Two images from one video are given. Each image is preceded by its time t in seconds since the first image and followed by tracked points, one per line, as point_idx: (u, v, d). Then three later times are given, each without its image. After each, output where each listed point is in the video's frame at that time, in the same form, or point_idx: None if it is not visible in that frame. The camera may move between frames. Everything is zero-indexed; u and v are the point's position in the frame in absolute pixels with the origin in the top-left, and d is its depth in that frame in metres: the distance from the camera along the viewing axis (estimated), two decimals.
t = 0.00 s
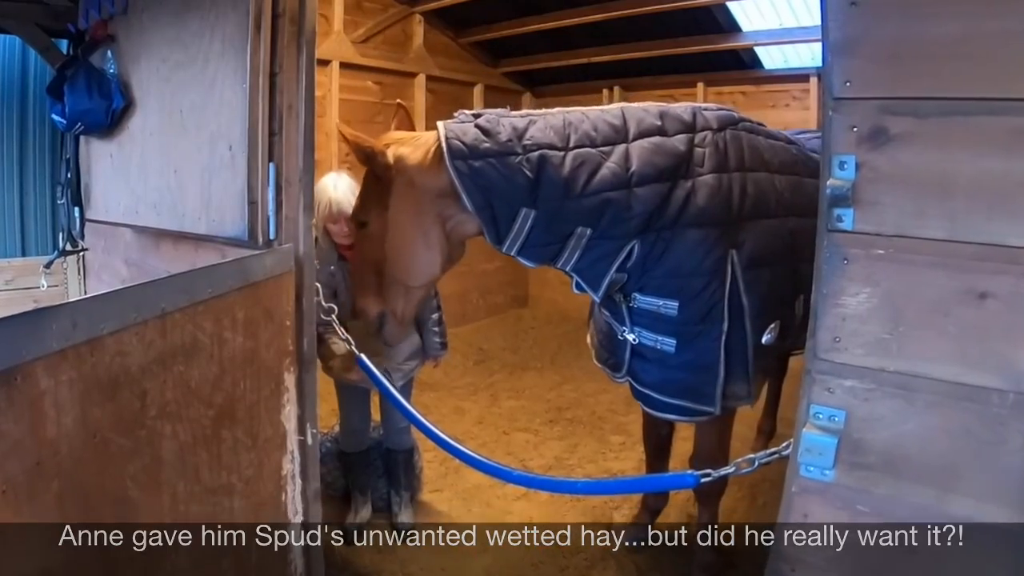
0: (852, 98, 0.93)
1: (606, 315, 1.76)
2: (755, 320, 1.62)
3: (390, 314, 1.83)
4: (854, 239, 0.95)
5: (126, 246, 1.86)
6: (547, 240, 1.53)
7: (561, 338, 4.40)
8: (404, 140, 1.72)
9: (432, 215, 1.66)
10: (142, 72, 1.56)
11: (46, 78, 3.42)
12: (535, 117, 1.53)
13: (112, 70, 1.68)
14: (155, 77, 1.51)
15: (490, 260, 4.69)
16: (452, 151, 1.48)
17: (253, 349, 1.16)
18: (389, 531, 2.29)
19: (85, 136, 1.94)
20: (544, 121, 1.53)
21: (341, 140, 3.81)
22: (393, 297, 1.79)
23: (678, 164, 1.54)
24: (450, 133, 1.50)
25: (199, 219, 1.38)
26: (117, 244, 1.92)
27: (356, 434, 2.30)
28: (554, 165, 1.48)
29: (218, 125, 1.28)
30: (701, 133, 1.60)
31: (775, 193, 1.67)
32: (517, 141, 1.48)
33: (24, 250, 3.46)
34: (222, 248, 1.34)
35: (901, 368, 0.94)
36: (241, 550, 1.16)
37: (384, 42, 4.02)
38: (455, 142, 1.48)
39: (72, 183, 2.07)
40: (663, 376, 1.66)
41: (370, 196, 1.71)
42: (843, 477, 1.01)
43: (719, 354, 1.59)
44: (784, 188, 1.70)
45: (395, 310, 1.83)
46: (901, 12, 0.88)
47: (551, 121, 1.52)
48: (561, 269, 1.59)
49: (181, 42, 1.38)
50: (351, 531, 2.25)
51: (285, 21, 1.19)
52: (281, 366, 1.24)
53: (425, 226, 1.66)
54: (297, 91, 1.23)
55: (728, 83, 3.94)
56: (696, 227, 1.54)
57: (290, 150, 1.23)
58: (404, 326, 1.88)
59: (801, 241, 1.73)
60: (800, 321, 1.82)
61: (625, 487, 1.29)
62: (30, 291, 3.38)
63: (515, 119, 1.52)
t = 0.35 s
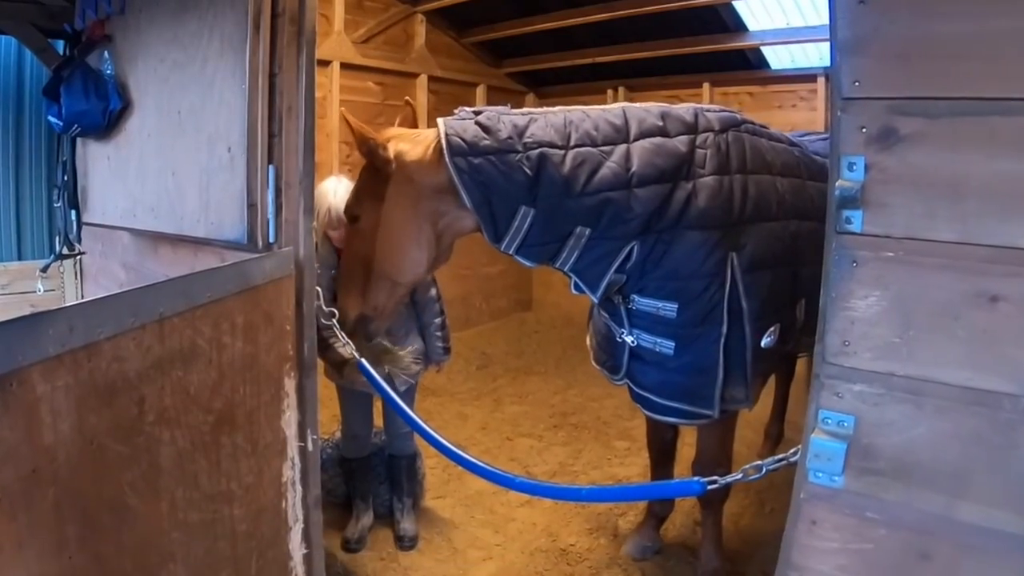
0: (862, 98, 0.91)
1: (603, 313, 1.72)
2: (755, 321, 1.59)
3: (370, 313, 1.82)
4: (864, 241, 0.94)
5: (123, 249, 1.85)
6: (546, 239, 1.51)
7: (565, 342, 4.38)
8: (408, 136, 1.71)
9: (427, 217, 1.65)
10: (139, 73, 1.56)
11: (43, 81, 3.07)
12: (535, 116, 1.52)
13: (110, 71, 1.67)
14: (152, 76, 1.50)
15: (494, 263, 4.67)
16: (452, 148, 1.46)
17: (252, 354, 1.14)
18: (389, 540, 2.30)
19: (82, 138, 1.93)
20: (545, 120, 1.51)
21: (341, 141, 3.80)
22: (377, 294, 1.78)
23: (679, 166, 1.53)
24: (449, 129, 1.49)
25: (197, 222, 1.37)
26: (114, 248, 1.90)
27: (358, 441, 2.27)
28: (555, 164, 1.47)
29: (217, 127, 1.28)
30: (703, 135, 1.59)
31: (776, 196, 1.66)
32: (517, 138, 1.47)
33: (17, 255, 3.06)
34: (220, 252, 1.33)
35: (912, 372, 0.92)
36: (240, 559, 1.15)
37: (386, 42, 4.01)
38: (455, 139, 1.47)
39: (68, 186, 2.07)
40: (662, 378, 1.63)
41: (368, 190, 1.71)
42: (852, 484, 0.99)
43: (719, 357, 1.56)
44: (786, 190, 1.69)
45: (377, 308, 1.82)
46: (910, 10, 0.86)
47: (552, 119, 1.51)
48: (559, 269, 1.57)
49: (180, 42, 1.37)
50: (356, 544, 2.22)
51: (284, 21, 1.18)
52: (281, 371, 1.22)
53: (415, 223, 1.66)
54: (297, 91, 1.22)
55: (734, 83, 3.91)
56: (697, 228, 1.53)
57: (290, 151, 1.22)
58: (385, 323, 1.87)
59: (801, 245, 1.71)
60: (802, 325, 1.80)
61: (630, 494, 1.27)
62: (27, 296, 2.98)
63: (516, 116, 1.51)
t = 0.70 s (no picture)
0: (871, 97, 0.89)
1: (604, 318, 1.71)
2: (758, 325, 1.57)
3: (384, 309, 1.78)
4: (872, 243, 0.92)
5: (119, 254, 1.84)
6: (545, 237, 1.48)
7: (570, 347, 4.35)
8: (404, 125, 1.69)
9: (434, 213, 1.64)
10: (135, 74, 1.55)
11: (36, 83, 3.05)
12: (535, 112, 1.49)
13: (104, 73, 1.67)
14: (148, 78, 1.49)
15: (497, 267, 4.65)
16: (451, 144, 1.42)
17: (250, 360, 1.12)
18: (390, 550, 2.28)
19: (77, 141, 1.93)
20: (547, 116, 1.48)
21: (341, 144, 3.79)
22: (388, 290, 1.75)
23: (680, 167, 1.51)
24: (448, 125, 1.45)
25: (195, 226, 1.35)
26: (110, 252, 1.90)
27: (360, 450, 2.26)
28: (555, 162, 1.44)
29: (214, 129, 1.26)
30: (704, 135, 1.58)
31: (779, 196, 1.64)
32: (518, 136, 1.44)
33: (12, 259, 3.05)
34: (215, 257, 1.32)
35: (923, 378, 0.90)
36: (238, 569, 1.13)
37: (387, 42, 4.02)
38: (454, 135, 1.43)
39: (64, 189, 2.07)
40: (663, 383, 1.62)
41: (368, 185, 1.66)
42: (862, 491, 0.97)
43: (722, 363, 1.55)
44: (788, 191, 1.68)
45: (390, 302, 1.78)
46: (919, 7, 0.84)
47: (552, 117, 1.48)
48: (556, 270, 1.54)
49: (177, 43, 1.36)
50: (357, 554, 2.20)
51: (282, 20, 1.16)
52: (280, 377, 1.20)
53: (428, 215, 1.64)
54: (296, 92, 1.20)
55: (741, 83, 3.89)
56: (698, 231, 1.51)
57: (288, 154, 1.21)
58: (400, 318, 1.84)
59: (804, 246, 1.69)
60: (805, 327, 1.77)
61: (636, 501, 1.25)
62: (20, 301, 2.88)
63: (516, 112, 1.47)
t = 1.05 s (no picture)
0: (879, 101, 0.88)
1: (596, 316, 1.71)
2: (752, 329, 1.54)
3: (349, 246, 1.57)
4: (879, 251, 0.90)
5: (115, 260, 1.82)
6: (541, 211, 1.46)
7: (574, 353, 4.33)
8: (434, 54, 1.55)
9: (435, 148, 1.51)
10: (130, 77, 1.54)
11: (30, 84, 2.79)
12: (557, 81, 1.48)
13: (99, 75, 1.66)
14: (143, 81, 1.48)
15: (500, 273, 4.63)
16: (469, 92, 1.40)
17: (247, 368, 1.10)
18: (391, 560, 2.26)
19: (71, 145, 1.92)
20: (567, 88, 1.47)
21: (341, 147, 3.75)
22: (360, 223, 1.55)
23: (686, 166, 1.51)
24: (469, 72, 1.42)
25: (190, 232, 1.34)
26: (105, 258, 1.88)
27: (364, 458, 2.24)
28: (568, 135, 1.43)
29: (211, 132, 1.24)
30: (711, 136, 1.58)
31: (784, 202, 1.63)
32: (535, 99, 1.42)
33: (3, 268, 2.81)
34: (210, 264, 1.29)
35: (930, 388, 0.89)
36: None
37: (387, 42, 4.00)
38: (473, 83, 1.40)
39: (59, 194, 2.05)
40: (650, 383, 1.60)
41: (385, 100, 1.50)
42: (869, 502, 0.95)
43: (713, 363, 1.52)
44: (793, 197, 1.67)
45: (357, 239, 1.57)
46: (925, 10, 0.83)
47: (572, 90, 1.47)
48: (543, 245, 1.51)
49: (173, 44, 1.35)
50: (356, 564, 2.18)
51: (280, 22, 1.15)
52: (277, 386, 1.18)
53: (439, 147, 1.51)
54: (294, 95, 1.18)
55: (750, 84, 3.86)
56: (696, 232, 1.49)
57: (286, 158, 1.18)
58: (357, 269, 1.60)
59: (808, 252, 1.67)
60: (809, 336, 1.76)
61: (638, 513, 1.23)
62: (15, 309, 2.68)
63: (538, 77, 1.46)
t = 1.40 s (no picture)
0: (886, 114, 0.87)
1: (601, 327, 1.69)
2: (758, 340, 1.52)
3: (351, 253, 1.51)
4: (885, 266, 0.89)
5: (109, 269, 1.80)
6: (547, 218, 1.43)
7: (577, 363, 4.30)
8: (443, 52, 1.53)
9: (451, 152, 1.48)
10: (125, 85, 1.53)
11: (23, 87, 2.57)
12: (567, 84, 1.47)
13: (92, 82, 1.66)
14: (138, 88, 1.47)
15: (503, 281, 4.59)
16: (481, 91, 1.37)
17: (244, 383, 1.08)
18: None
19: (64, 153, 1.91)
20: (576, 90, 1.46)
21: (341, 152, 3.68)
22: (365, 230, 1.50)
23: (693, 172, 1.49)
24: (480, 72, 1.40)
25: (185, 241, 1.33)
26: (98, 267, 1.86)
27: (364, 470, 2.21)
28: (580, 140, 1.42)
29: (205, 141, 1.23)
30: (718, 143, 1.56)
31: (790, 210, 1.62)
32: (547, 103, 1.41)
33: None
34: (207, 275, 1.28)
35: (937, 406, 0.87)
36: None
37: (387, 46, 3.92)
38: (485, 81, 1.38)
39: (51, 203, 2.03)
40: (656, 396, 1.58)
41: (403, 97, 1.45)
42: (875, 521, 0.93)
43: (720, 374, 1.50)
44: (800, 205, 1.66)
45: (358, 247, 1.51)
46: (934, 21, 0.82)
47: (581, 93, 1.46)
48: (548, 254, 1.49)
49: (167, 51, 1.33)
50: None
51: (275, 28, 1.11)
52: (274, 400, 1.16)
53: (459, 149, 1.47)
54: (290, 104, 1.14)
55: (757, 89, 3.83)
56: (704, 240, 1.47)
57: (283, 167, 1.15)
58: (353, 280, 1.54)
59: (814, 260, 1.66)
60: (815, 344, 1.74)
61: (642, 529, 1.20)
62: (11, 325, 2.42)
63: (547, 78, 1.45)
